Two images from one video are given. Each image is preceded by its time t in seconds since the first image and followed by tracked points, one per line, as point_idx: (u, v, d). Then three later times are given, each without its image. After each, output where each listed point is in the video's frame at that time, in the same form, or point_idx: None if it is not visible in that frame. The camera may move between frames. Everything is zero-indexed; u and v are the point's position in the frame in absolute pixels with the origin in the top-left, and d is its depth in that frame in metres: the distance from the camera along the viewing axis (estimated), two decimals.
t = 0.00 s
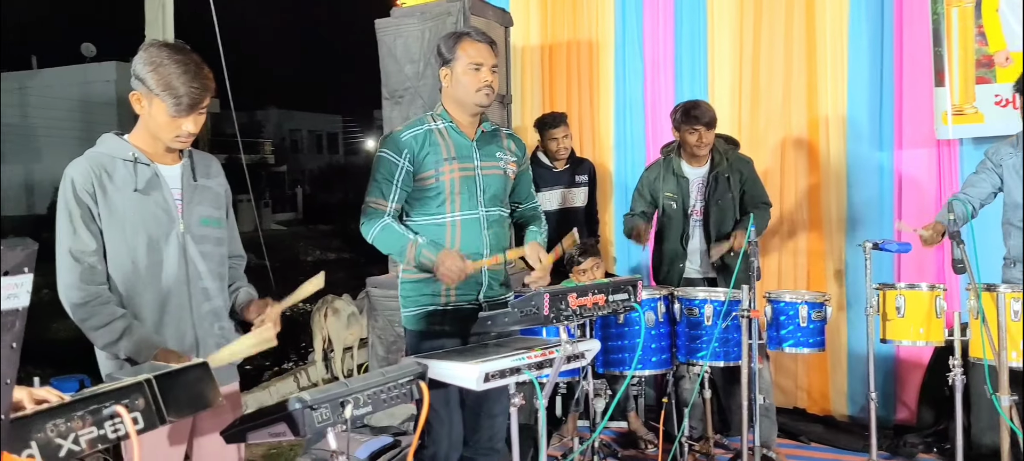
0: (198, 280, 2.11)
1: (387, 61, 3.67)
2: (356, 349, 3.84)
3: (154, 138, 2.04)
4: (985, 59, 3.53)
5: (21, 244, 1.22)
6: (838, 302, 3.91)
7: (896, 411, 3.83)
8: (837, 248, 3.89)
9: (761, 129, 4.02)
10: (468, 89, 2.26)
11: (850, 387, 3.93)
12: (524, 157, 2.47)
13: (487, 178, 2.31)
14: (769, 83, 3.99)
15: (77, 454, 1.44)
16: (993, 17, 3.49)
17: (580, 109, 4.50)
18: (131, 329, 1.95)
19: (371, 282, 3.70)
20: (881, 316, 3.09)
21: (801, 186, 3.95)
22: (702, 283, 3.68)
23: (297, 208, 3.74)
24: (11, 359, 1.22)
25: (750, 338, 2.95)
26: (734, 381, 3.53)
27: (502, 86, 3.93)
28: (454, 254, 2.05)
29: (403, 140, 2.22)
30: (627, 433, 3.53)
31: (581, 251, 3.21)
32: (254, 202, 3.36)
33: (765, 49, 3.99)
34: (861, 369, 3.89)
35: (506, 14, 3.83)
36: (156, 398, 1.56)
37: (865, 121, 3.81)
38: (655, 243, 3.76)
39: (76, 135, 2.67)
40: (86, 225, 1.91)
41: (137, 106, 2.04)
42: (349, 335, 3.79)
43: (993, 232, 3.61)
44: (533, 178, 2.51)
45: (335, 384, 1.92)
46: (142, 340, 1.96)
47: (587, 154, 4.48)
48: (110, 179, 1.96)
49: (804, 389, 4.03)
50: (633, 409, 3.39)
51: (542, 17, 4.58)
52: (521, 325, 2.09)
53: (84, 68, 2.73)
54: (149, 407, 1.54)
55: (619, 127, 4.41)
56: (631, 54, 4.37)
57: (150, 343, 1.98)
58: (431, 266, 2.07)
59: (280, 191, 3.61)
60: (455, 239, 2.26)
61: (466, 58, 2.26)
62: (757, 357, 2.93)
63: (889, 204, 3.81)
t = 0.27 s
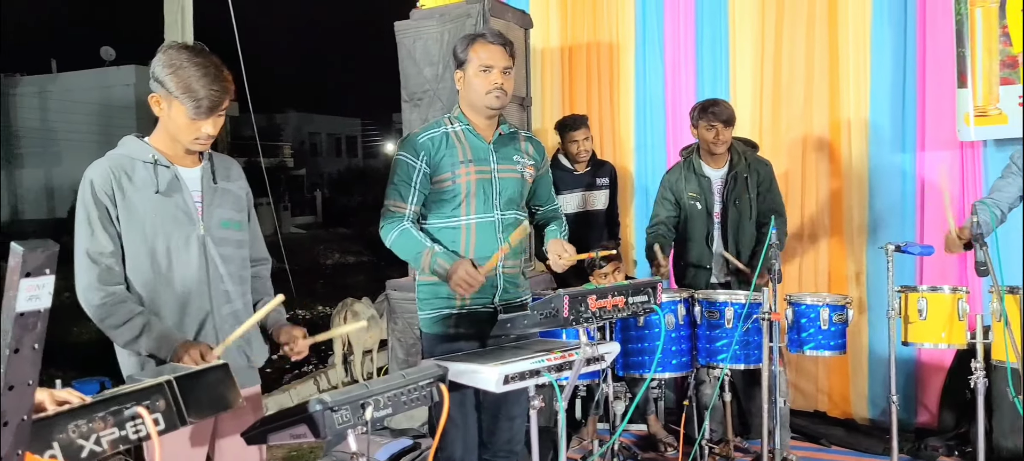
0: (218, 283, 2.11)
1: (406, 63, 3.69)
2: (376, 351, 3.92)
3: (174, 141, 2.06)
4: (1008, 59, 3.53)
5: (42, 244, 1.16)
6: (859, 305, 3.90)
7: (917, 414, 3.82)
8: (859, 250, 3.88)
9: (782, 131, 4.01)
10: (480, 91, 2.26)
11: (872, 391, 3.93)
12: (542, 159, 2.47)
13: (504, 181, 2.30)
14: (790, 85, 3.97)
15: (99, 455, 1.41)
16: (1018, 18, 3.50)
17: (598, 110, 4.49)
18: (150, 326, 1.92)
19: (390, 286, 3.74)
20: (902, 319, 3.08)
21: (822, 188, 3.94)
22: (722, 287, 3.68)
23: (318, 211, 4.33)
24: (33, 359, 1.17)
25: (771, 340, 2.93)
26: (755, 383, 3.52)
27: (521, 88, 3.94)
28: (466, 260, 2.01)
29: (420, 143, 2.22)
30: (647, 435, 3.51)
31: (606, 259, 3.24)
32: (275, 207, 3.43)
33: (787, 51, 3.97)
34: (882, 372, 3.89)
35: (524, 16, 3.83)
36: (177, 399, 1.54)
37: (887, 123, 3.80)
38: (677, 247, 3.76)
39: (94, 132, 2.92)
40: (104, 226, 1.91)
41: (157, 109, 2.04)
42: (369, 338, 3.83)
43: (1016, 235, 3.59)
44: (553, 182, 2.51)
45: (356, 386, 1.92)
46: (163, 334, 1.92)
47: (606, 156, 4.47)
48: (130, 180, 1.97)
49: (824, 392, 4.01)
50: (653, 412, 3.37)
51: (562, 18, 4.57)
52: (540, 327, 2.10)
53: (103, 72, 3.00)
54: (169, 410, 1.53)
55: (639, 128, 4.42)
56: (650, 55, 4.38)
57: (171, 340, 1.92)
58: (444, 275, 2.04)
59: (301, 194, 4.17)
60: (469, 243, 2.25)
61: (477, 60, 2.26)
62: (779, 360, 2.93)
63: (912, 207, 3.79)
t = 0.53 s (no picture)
0: (242, 275, 2.12)
1: (427, 59, 3.70)
2: (393, 347, 3.89)
3: (200, 134, 2.06)
4: None
5: (71, 236, 1.23)
6: (886, 307, 3.85)
7: (946, 420, 3.76)
8: (886, 251, 3.84)
9: (808, 129, 3.97)
10: (494, 87, 2.24)
11: (899, 395, 3.86)
12: (562, 154, 2.45)
13: (524, 176, 2.29)
14: (817, 83, 3.93)
15: (123, 442, 1.43)
16: None
17: (623, 109, 4.48)
18: (173, 322, 2.00)
19: (409, 280, 3.76)
20: (933, 323, 3.05)
21: (848, 186, 3.90)
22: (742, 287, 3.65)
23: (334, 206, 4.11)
24: (62, 348, 1.24)
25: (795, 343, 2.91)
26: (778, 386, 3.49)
27: (543, 85, 3.92)
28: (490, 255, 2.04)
29: (439, 142, 2.21)
30: (666, 436, 3.49)
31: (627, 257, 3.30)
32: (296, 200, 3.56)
33: (813, 47, 3.93)
34: (910, 378, 3.82)
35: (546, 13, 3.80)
36: (199, 390, 1.56)
37: (917, 122, 3.74)
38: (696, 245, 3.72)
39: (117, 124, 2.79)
40: (133, 217, 1.94)
41: (181, 101, 2.07)
42: (387, 332, 3.88)
43: None
44: (572, 177, 2.49)
45: (376, 380, 1.92)
46: (183, 333, 2.02)
47: (630, 153, 4.45)
48: (159, 172, 1.99)
49: (849, 396, 3.95)
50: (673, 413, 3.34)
51: (584, 15, 4.55)
52: (560, 325, 2.07)
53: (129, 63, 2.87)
54: (191, 399, 1.54)
55: (662, 126, 4.39)
56: (674, 52, 4.35)
57: (191, 336, 2.04)
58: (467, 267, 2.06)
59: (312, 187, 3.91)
60: (491, 240, 2.25)
61: (491, 57, 2.25)
62: (803, 362, 2.89)
63: (941, 208, 3.73)
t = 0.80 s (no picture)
0: (261, 270, 2.13)
1: (449, 56, 3.70)
2: (412, 342, 3.92)
3: (219, 131, 2.09)
4: None
5: (98, 229, 1.16)
6: (911, 307, 3.80)
7: (970, 421, 3.72)
8: (912, 251, 3.79)
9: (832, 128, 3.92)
10: (516, 90, 2.23)
11: (923, 397, 3.84)
12: (583, 151, 2.44)
13: (544, 174, 2.28)
14: (842, 82, 3.89)
15: (147, 436, 1.42)
16: None
17: (645, 106, 4.44)
18: (194, 312, 1.99)
19: (430, 277, 3.73)
20: (957, 322, 3.03)
21: (873, 185, 3.85)
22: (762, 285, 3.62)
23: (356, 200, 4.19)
24: (87, 341, 1.19)
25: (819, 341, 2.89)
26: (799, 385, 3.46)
27: (564, 82, 3.88)
28: (521, 263, 2.04)
29: (461, 139, 2.21)
30: (685, 435, 3.48)
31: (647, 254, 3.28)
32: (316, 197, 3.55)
33: (838, 44, 3.89)
34: (935, 378, 3.79)
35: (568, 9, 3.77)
36: (222, 386, 1.54)
37: (943, 120, 3.70)
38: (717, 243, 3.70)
39: (141, 122, 2.73)
40: (153, 213, 1.94)
41: (199, 96, 2.08)
42: (406, 329, 3.88)
43: None
44: (594, 174, 2.48)
45: (395, 376, 1.91)
46: (205, 323, 2.00)
47: (650, 151, 4.42)
48: (178, 167, 1.99)
49: (872, 396, 3.92)
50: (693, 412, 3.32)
51: (606, 12, 4.48)
52: (580, 322, 2.08)
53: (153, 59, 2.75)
54: (215, 394, 1.53)
55: (684, 123, 4.35)
56: (696, 50, 4.31)
57: (213, 326, 2.02)
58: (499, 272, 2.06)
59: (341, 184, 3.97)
60: (512, 238, 2.25)
61: (515, 59, 2.23)
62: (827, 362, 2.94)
63: (968, 207, 3.69)
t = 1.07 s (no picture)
0: (283, 268, 2.13)
1: (472, 55, 3.71)
2: (434, 342, 3.92)
3: (242, 127, 2.10)
4: None
5: (125, 227, 1.15)
6: (935, 308, 3.79)
7: (995, 424, 3.69)
8: (937, 252, 3.77)
9: (857, 128, 3.91)
10: (543, 92, 2.24)
11: (947, 399, 3.82)
12: (609, 153, 2.45)
13: (570, 174, 2.28)
14: (867, 83, 3.87)
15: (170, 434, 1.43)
16: None
17: (669, 107, 4.40)
18: (215, 304, 1.94)
19: (452, 276, 3.77)
20: (982, 324, 3.01)
21: (898, 186, 3.85)
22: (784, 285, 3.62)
23: (379, 201, 4.65)
24: (112, 339, 1.19)
25: (842, 343, 2.90)
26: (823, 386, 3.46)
27: (588, 82, 3.91)
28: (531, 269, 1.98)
29: (488, 136, 2.22)
30: (709, 436, 3.48)
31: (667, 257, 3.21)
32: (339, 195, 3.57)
33: (864, 44, 3.87)
34: (960, 379, 3.77)
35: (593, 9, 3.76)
36: (246, 384, 1.54)
37: (969, 120, 3.67)
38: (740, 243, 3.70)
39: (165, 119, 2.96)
40: (175, 209, 1.96)
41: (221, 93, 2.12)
42: (429, 329, 3.88)
43: None
44: (620, 174, 2.49)
45: (419, 375, 1.91)
46: (226, 314, 1.93)
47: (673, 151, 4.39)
48: (201, 164, 2.01)
49: (896, 398, 3.90)
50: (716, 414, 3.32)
51: (630, 12, 4.48)
52: (605, 322, 2.07)
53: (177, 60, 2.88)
54: (239, 393, 1.52)
55: (708, 123, 4.34)
56: (722, 52, 4.28)
57: (234, 317, 1.94)
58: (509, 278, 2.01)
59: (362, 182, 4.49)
60: (536, 236, 2.24)
61: (542, 59, 2.22)
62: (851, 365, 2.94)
63: (994, 209, 3.68)
